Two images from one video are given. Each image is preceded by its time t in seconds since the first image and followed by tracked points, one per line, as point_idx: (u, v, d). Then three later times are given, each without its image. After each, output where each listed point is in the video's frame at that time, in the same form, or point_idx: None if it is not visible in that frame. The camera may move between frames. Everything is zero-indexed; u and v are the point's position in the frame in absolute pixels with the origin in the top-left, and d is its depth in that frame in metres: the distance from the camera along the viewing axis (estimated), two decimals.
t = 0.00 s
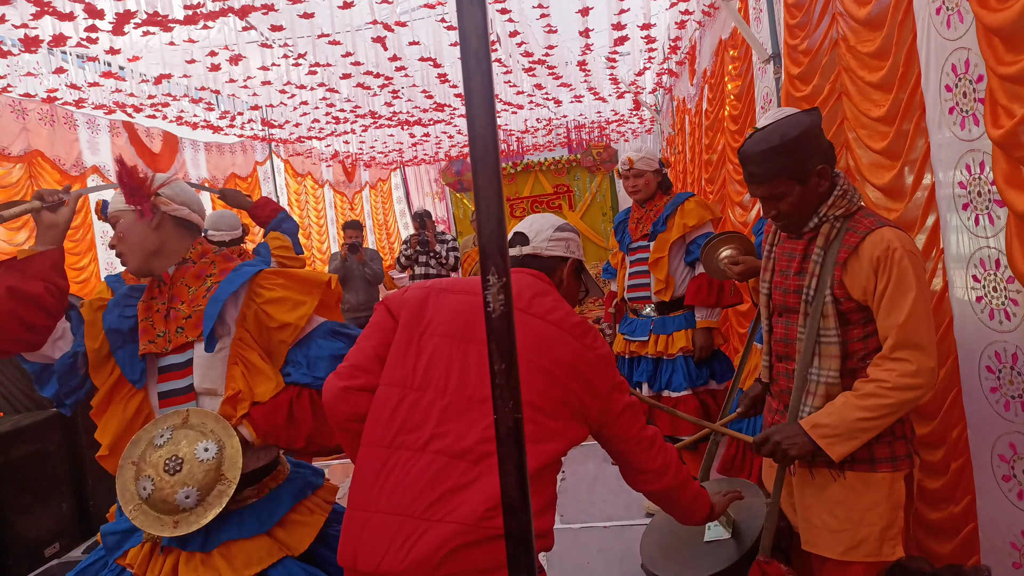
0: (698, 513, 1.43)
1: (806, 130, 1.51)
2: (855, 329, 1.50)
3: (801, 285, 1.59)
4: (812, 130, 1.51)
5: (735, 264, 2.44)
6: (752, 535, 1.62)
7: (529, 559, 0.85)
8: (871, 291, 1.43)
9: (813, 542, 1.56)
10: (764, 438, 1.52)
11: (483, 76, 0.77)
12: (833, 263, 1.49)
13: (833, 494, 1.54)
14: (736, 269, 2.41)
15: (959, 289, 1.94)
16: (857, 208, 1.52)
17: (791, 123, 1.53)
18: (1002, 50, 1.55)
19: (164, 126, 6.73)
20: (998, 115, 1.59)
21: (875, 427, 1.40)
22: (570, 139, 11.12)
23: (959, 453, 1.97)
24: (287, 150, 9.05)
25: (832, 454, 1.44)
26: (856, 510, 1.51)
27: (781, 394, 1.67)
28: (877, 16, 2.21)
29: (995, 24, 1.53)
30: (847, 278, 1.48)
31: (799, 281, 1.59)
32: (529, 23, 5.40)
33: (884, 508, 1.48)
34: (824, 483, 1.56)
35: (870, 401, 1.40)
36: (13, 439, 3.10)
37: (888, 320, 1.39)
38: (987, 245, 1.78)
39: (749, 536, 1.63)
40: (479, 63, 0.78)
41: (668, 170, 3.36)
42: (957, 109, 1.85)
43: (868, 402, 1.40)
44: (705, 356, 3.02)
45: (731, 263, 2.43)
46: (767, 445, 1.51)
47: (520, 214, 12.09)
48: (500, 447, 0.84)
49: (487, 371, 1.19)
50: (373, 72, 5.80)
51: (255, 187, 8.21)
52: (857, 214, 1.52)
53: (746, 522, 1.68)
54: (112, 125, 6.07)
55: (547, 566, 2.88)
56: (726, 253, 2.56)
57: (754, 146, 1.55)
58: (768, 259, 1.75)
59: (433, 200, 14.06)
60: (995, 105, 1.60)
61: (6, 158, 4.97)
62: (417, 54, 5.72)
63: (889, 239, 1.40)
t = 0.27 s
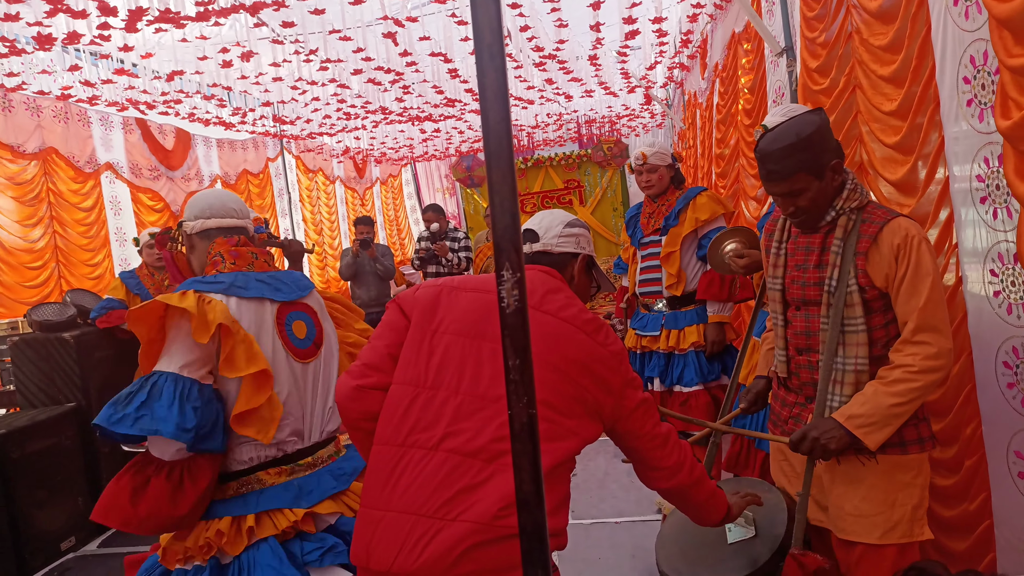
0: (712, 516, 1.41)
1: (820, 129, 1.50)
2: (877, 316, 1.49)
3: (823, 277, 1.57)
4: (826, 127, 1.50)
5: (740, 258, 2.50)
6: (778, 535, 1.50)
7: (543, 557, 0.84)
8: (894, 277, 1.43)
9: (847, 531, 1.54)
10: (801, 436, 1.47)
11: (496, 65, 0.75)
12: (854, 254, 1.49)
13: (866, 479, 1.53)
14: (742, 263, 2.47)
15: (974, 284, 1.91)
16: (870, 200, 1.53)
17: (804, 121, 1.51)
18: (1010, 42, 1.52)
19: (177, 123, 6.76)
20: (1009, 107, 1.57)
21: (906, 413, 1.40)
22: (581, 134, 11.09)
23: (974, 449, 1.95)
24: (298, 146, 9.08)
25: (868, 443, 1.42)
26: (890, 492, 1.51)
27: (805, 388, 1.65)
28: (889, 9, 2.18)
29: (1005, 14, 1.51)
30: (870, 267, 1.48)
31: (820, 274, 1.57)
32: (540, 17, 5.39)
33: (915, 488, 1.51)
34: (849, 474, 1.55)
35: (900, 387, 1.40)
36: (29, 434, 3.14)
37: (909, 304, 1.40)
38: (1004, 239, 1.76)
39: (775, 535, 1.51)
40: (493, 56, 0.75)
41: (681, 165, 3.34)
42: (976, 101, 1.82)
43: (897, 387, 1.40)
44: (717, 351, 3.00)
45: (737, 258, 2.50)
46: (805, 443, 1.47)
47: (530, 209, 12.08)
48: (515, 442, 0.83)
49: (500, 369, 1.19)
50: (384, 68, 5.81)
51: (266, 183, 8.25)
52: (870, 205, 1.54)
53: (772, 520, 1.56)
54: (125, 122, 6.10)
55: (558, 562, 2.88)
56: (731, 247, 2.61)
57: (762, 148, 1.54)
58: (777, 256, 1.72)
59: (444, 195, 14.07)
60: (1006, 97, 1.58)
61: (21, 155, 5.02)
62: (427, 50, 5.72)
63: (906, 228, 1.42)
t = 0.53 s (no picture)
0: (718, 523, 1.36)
1: (847, 127, 1.48)
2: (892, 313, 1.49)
3: (842, 275, 1.54)
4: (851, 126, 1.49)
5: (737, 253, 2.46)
6: (792, 534, 1.41)
7: (555, 555, 0.85)
8: (911, 273, 1.44)
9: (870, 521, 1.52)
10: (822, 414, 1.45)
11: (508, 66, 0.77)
12: (874, 251, 1.48)
13: (886, 471, 1.52)
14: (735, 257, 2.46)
15: (985, 279, 1.90)
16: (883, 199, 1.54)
17: (828, 119, 1.49)
18: (1017, 36, 1.52)
19: (185, 123, 6.79)
20: (1016, 100, 1.56)
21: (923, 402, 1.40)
22: (588, 131, 11.06)
23: (985, 445, 1.94)
24: (306, 146, 9.10)
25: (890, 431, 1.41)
26: (909, 481, 1.51)
27: (818, 383, 1.61)
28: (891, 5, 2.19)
29: (1012, 7, 1.50)
30: (889, 263, 1.48)
31: (839, 272, 1.55)
32: (546, 15, 5.38)
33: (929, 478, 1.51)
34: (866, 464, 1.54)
35: (917, 374, 1.40)
36: (42, 434, 3.16)
37: (925, 298, 1.41)
38: (1015, 233, 1.75)
39: (788, 532, 1.42)
40: (502, 56, 0.77)
41: (689, 161, 3.32)
42: (986, 95, 1.80)
43: (915, 377, 1.40)
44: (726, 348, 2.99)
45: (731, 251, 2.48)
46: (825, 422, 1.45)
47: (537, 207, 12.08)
48: (524, 440, 0.84)
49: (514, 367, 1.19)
50: (390, 66, 5.81)
51: (274, 183, 8.28)
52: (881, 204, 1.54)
53: (784, 516, 1.48)
54: (134, 123, 6.13)
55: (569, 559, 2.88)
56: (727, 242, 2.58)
57: (789, 143, 1.50)
58: (787, 253, 1.68)
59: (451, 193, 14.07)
60: (1014, 91, 1.56)
61: (31, 157, 5.05)
62: (434, 48, 5.73)
63: (924, 226, 1.43)
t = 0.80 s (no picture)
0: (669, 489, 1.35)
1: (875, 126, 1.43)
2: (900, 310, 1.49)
3: (854, 273, 1.52)
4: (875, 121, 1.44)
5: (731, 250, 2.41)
6: (800, 532, 1.34)
7: (564, 550, 0.87)
8: (919, 274, 1.43)
9: (881, 515, 1.51)
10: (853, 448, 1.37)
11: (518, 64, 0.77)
12: (885, 252, 1.47)
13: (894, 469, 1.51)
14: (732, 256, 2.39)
15: (993, 275, 1.90)
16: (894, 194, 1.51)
17: (853, 115, 1.44)
18: None
19: (193, 120, 6.81)
20: None
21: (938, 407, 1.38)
22: (595, 127, 11.04)
23: (993, 443, 1.94)
24: (313, 142, 9.10)
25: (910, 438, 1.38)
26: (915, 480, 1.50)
27: (824, 380, 1.58)
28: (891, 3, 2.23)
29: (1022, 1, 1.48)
30: (900, 264, 1.46)
31: (852, 271, 1.52)
32: (553, 11, 5.38)
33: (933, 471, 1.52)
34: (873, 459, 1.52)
35: (931, 382, 1.38)
36: (53, 429, 3.19)
37: (934, 301, 1.41)
38: None
39: (795, 529, 1.36)
40: (511, 52, 0.77)
41: (696, 157, 3.30)
42: (996, 90, 1.79)
43: (929, 383, 1.38)
44: (732, 344, 2.99)
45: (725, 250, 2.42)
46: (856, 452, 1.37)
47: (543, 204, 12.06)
48: (536, 435, 0.85)
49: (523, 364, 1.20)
50: (397, 63, 5.81)
51: (281, 179, 8.30)
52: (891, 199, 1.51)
53: (792, 512, 1.41)
54: (141, 119, 6.15)
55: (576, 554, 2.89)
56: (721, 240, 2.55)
57: (818, 134, 1.43)
58: (796, 249, 1.65)
59: (457, 190, 14.09)
60: None
61: (40, 154, 5.07)
62: (440, 44, 5.73)
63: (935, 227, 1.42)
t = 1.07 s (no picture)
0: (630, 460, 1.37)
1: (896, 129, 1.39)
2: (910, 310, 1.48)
3: (867, 274, 1.51)
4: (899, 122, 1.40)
5: (729, 249, 2.39)
6: (807, 532, 1.34)
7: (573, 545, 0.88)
8: (929, 274, 1.43)
9: (889, 514, 1.50)
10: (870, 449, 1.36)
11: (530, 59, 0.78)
12: (897, 252, 1.46)
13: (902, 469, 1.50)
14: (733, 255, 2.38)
15: (1003, 274, 1.88)
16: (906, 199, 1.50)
17: (878, 116, 1.39)
18: None
19: (202, 117, 6.85)
20: None
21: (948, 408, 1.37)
22: (603, 125, 11.03)
23: (1002, 442, 1.93)
24: (322, 140, 9.13)
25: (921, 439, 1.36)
26: (924, 478, 1.49)
27: (835, 379, 1.57)
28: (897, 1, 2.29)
29: None
30: (913, 263, 1.45)
31: (864, 271, 1.52)
32: (562, 8, 5.39)
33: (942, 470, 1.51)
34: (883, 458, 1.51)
35: (939, 383, 1.37)
36: (64, 423, 3.22)
37: (943, 301, 1.40)
38: None
39: (802, 529, 1.35)
40: (524, 49, 0.78)
41: (704, 155, 3.29)
42: (1007, 88, 1.78)
43: (937, 383, 1.37)
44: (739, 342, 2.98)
45: (727, 248, 2.40)
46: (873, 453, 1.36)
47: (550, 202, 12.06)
48: (546, 429, 0.86)
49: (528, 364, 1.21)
50: (406, 60, 5.82)
51: (290, 177, 8.33)
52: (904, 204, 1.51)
53: (798, 510, 1.40)
54: (152, 117, 6.18)
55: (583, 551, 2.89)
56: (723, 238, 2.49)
57: (842, 137, 1.38)
58: (808, 250, 1.63)
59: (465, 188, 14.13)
60: None
61: (51, 151, 5.10)
62: (449, 42, 5.74)
63: (946, 228, 1.42)
